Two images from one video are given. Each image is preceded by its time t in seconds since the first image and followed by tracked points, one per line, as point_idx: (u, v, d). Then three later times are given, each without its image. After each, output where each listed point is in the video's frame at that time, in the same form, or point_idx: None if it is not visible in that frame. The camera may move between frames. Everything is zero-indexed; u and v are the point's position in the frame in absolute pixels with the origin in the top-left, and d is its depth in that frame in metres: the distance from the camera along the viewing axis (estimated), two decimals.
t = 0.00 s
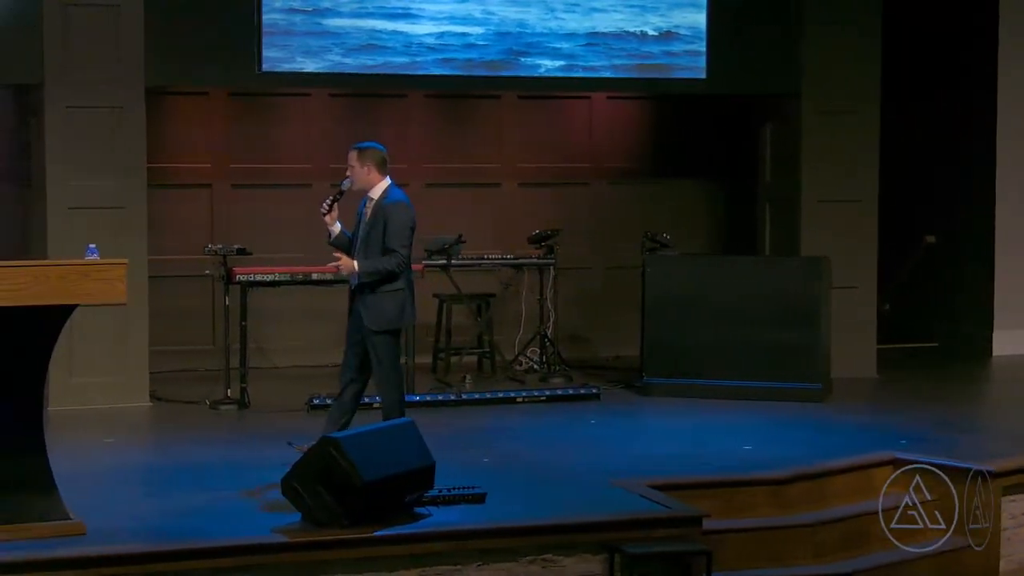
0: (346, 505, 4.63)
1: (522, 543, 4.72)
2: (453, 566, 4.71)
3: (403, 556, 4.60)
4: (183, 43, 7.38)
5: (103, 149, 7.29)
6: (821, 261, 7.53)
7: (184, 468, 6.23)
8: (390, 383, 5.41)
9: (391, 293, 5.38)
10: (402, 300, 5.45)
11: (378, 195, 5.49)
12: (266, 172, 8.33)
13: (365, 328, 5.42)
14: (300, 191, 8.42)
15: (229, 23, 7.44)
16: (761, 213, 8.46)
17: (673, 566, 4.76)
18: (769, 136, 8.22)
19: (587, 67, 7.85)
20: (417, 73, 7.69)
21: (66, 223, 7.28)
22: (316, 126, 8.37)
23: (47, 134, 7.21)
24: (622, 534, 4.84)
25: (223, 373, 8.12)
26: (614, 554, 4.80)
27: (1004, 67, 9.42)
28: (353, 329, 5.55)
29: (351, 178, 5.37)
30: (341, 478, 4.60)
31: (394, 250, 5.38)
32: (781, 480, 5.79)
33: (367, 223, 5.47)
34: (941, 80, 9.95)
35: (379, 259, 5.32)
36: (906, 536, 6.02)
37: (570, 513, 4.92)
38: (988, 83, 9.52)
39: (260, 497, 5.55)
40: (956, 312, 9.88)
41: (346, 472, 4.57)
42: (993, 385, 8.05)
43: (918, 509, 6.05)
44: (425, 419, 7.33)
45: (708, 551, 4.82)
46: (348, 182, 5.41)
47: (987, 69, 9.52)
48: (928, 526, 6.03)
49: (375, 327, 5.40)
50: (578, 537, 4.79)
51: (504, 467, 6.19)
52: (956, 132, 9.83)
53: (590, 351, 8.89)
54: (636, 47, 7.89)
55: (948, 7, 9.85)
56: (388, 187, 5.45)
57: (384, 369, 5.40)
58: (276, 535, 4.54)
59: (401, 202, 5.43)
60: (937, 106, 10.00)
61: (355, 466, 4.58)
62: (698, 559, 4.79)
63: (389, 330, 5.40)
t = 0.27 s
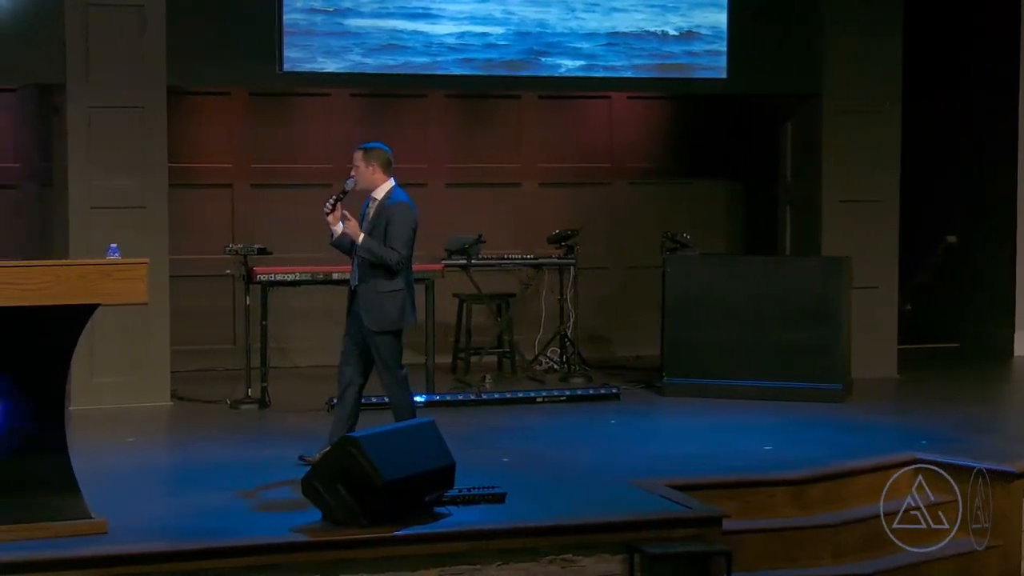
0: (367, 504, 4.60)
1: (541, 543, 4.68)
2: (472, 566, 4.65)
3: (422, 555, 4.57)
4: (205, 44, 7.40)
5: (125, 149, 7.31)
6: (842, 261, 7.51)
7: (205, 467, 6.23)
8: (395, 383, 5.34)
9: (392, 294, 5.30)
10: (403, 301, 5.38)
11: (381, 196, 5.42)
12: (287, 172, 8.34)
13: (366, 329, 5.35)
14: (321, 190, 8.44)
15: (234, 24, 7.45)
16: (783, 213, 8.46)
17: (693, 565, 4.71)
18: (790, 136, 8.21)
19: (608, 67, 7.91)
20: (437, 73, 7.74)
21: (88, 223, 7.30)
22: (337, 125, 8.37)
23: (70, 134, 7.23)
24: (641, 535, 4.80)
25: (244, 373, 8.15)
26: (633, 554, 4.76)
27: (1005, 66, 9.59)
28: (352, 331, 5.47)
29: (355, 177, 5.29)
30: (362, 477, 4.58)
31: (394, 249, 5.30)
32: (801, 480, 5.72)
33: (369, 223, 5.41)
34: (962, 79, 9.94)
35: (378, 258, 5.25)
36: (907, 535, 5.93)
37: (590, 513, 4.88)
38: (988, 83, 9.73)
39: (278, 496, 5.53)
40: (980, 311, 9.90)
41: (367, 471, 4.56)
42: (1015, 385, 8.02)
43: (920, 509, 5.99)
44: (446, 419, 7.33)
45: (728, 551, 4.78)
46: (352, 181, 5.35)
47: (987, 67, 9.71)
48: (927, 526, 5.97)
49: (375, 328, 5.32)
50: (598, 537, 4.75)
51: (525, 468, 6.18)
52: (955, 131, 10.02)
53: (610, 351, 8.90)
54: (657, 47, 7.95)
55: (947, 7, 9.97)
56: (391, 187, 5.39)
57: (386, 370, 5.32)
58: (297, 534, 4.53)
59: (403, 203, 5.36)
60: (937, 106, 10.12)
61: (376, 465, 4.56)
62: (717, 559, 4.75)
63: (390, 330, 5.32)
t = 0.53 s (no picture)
0: (390, 504, 4.59)
1: (566, 542, 4.67)
2: (498, 566, 4.65)
3: (446, 554, 4.57)
4: (231, 44, 7.42)
5: (150, 149, 7.33)
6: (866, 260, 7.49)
7: (237, 465, 6.25)
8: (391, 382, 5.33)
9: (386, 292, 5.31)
10: (398, 299, 5.38)
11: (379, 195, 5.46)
12: (311, 172, 8.36)
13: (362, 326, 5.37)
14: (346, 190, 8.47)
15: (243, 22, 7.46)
16: (806, 212, 8.45)
17: (718, 566, 4.67)
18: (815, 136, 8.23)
19: (632, 67, 7.91)
20: (461, 73, 7.75)
21: (113, 223, 7.31)
22: (362, 124, 8.39)
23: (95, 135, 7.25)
24: (666, 535, 4.80)
25: (268, 373, 8.16)
26: (658, 554, 4.75)
27: (1004, 65, 9.73)
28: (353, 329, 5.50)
29: (354, 172, 5.35)
30: (385, 477, 4.57)
31: (388, 247, 5.31)
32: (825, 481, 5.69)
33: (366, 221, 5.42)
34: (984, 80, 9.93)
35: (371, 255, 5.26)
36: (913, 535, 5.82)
37: (615, 513, 4.87)
38: (998, 87, 9.79)
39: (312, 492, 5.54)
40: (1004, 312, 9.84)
41: (390, 471, 4.55)
42: None
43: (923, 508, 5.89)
44: (471, 418, 7.34)
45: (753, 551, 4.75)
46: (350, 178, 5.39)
47: (987, 67, 9.84)
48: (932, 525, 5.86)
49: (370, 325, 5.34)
50: (622, 536, 4.75)
51: (551, 468, 6.18)
52: (964, 132, 10.09)
53: (635, 352, 8.90)
54: (682, 47, 7.96)
55: (947, 7, 10.05)
56: (389, 186, 5.42)
57: (382, 369, 5.32)
58: (321, 533, 4.52)
59: (399, 202, 5.37)
60: (945, 106, 10.16)
61: (399, 464, 4.55)
62: (742, 559, 4.72)
63: (386, 329, 5.33)
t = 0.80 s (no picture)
0: (412, 503, 4.60)
1: (587, 542, 4.64)
2: (519, 566, 4.62)
3: (465, 555, 4.54)
4: (254, 44, 7.45)
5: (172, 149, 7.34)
6: (891, 260, 7.48)
7: (260, 464, 6.24)
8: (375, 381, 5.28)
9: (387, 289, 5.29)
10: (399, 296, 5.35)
11: (381, 194, 5.44)
12: (332, 172, 8.40)
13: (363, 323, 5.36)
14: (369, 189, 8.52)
15: (262, 22, 7.46)
16: (829, 213, 8.47)
17: (740, 565, 4.64)
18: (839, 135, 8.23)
19: (654, 67, 7.93)
20: (484, 73, 7.77)
21: (136, 223, 7.33)
22: (384, 123, 8.43)
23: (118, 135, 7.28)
24: (686, 535, 4.75)
25: (291, 372, 8.19)
26: (679, 554, 4.70)
27: (1001, 65, 9.68)
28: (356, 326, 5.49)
29: (354, 172, 5.32)
30: (408, 476, 4.59)
31: (389, 245, 5.27)
32: (846, 483, 5.67)
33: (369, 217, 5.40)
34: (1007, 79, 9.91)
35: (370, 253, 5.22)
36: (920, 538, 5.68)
37: (638, 513, 4.86)
38: (996, 87, 9.97)
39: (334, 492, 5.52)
40: None
41: (413, 470, 4.58)
42: None
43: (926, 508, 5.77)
44: (493, 417, 7.35)
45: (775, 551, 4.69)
46: (351, 178, 5.38)
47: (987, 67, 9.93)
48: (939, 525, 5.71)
49: (371, 323, 5.32)
50: (645, 536, 4.71)
51: (574, 468, 6.16)
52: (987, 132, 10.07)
53: (657, 352, 8.93)
54: (704, 47, 7.99)
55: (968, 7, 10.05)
56: (391, 185, 5.39)
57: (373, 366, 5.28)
58: (345, 532, 4.51)
59: (400, 199, 5.33)
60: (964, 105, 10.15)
61: (422, 464, 4.58)
62: (763, 561, 4.66)
63: (387, 325, 5.30)
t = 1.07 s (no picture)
0: (432, 502, 4.59)
1: (605, 542, 4.63)
2: (538, 565, 4.60)
3: (485, 555, 4.53)
4: (275, 44, 7.47)
5: (191, 150, 7.35)
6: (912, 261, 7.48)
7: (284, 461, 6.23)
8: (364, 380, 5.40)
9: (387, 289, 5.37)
10: (400, 295, 5.43)
11: (384, 194, 5.49)
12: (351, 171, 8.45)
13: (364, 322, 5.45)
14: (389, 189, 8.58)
15: (284, 22, 7.50)
16: (849, 213, 8.55)
17: (760, 565, 4.63)
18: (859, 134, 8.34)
19: (674, 67, 7.91)
20: (505, 73, 7.77)
21: (156, 224, 7.34)
22: (405, 123, 8.52)
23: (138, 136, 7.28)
24: (705, 535, 4.73)
25: (312, 371, 8.23)
26: (699, 554, 4.68)
27: (1004, 65, 9.80)
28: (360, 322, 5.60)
29: (358, 172, 5.37)
30: (428, 475, 4.58)
31: (390, 245, 5.35)
32: (867, 484, 5.60)
33: (372, 217, 5.47)
34: None
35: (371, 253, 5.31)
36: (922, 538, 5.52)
37: (658, 513, 4.84)
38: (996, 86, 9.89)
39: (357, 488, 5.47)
40: None
41: (434, 470, 4.56)
42: None
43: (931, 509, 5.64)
44: (513, 417, 7.34)
45: (796, 551, 4.70)
46: (355, 178, 5.43)
47: (988, 67, 9.88)
48: (942, 526, 5.55)
49: (372, 322, 5.42)
50: (664, 536, 4.69)
51: (596, 468, 6.15)
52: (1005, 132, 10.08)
53: (677, 352, 8.99)
54: (724, 47, 7.97)
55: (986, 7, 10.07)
56: (394, 185, 5.45)
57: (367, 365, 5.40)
58: (364, 531, 4.51)
59: (401, 199, 5.39)
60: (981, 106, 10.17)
61: (442, 462, 4.57)
62: (784, 561, 4.67)
63: (388, 324, 5.40)
